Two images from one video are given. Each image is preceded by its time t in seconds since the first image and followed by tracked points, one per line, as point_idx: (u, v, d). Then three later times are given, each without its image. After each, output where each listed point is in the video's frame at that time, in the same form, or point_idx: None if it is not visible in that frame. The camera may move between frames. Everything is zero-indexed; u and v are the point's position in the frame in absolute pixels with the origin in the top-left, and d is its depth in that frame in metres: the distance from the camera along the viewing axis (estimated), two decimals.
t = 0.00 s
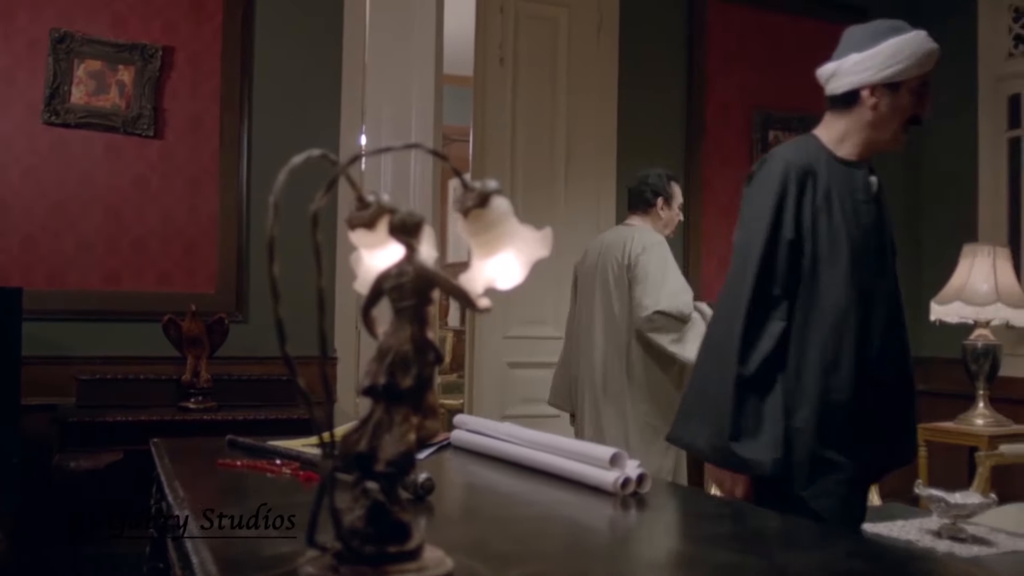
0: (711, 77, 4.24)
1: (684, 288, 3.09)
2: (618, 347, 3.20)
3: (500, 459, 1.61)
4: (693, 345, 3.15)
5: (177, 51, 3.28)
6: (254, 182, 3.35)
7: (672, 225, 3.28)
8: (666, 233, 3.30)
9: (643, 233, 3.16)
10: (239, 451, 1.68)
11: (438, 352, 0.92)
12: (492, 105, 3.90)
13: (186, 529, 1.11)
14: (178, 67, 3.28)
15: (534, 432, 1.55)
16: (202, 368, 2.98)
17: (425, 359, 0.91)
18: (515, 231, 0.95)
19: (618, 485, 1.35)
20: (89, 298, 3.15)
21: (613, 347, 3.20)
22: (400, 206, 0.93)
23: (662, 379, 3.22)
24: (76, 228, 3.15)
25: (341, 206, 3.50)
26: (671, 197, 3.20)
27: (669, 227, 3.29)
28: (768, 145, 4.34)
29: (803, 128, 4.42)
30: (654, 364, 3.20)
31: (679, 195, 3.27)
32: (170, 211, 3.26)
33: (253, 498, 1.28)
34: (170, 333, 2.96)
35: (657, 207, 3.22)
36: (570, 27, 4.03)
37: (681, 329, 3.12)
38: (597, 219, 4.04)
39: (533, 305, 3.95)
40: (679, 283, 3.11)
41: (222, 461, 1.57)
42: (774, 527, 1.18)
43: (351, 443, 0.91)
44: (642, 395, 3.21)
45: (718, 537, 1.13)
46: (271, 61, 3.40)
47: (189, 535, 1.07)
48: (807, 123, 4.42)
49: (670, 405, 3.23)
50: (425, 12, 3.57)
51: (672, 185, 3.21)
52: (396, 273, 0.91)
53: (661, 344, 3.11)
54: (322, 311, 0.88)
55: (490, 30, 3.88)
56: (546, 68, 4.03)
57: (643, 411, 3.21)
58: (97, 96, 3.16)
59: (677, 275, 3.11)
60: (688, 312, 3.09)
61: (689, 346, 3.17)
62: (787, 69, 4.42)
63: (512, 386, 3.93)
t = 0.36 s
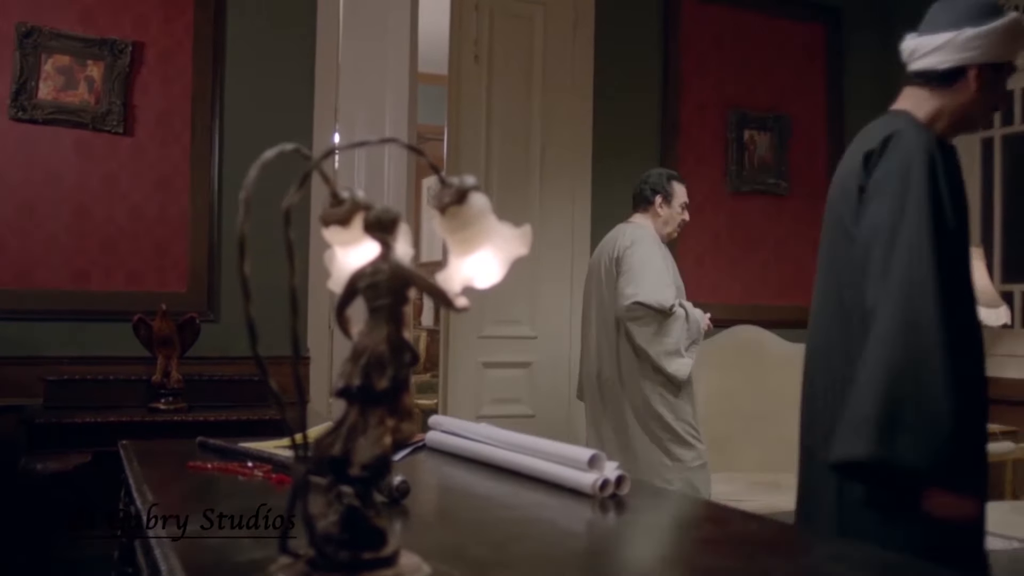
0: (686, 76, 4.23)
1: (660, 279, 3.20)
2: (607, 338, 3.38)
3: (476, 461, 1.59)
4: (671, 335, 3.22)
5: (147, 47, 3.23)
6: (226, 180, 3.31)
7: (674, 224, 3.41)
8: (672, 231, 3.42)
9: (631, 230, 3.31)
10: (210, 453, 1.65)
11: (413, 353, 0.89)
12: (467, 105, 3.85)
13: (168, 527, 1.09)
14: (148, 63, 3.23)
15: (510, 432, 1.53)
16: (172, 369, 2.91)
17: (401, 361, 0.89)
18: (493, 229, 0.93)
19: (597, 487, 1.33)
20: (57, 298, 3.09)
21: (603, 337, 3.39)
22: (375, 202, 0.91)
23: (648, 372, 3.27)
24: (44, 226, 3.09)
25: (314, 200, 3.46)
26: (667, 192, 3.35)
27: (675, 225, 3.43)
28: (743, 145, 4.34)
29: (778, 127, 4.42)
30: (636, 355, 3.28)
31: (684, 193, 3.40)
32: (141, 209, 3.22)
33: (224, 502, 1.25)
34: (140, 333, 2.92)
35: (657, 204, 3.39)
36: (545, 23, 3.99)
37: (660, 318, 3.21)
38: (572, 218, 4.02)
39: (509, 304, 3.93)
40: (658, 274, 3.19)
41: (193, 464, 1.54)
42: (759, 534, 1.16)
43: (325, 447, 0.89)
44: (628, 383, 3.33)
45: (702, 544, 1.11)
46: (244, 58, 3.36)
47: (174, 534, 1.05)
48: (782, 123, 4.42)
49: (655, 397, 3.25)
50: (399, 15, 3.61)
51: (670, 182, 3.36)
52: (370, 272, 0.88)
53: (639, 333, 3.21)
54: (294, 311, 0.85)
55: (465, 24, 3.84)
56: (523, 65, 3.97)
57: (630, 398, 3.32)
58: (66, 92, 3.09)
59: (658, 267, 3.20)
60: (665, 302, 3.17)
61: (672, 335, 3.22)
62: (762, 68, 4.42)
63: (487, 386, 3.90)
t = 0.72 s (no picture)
0: (662, 69, 4.22)
1: (666, 279, 3.15)
2: (614, 339, 3.36)
3: (452, 456, 1.56)
4: (678, 336, 3.14)
5: (117, 35, 3.17)
6: (198, 171, 3.27)
7: (687, 221, 3.31)
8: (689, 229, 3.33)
9: (641, 229, 3.27)
10: (181, 449, 1.62)
11: (391, 348, 0.87)
12: (443, 94, 3.80)
13: (168, 527, 1.06)
14: (118, 52, 3.18)
15: (487, 428, 1.51)
16: (143, 362, 2.89)
17: (377, 354, 0.86)
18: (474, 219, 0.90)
19: (576, 483, 1.31)
20: (24, 290, 3.03)
21: (611, 338, 3.37)
22: (351, 191, 0.88)
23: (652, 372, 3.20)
24: (11, 217, 3.03)
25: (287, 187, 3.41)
26: (678, 189, 3.27)
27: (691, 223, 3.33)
28: (719, 138, 4.33)
29: (755, 120, 4.41)
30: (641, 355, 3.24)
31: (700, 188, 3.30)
32: (111, 201, 3.17)
33: (196, 500, 1.22)
34: (110, 326, 2.87)
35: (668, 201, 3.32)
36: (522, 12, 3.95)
37: (667, 320, 3.14)
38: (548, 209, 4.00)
39: (484, 298, 3.90)
40: (664, 274, 3.15)
41: (164, 460, 1.50)
42: (748, 532, 1.14)
43: (300, 442, 0.86)
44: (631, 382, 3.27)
45: (689, 543, 1.09)
46: (216, 48, 3.31)
47: (177, 534, 1.02)
48: (758, 116, 4.42)
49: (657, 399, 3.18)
50: None
51: (681, 179, 3.27)
52: (346, 264, 0.86)
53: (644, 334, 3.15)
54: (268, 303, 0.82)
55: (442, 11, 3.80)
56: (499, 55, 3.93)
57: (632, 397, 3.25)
58: (33, 81, 3.03)
59: (664, 268, 3.16)
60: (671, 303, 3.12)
61: (679, 337, 3.14)
62: (739, 60, 4.41)
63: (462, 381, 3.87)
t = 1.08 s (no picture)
0: (639, 58, 4.21)
1: (687, 272, 3.10)
2: (634, 332, 3.29)
3: (429, 448, 1.54)
4: (704, 332, 3.07)
5: (87, 21, 3.12)
6: (169, 160, 3.22)
7: (708, 207, 3.25)
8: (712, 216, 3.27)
9: (659, 221, 3.22)
10: (152, 441, 1.58)
11: (367, 339, 0.84)
12: (419, 83, 3.76)
13: (168, 527, 1.02)
14: (87, 37, 3.12)
15: (465, 420, 1.48)
16: (113, 353, 2.84)
17: (354, 347, 0.83)
18: (454, 206, 0.87)
19: (557, 476, 1.29)
20: None
21: (633, 330, 3.29)
22: (326, 177, 0.85)
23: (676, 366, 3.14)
24: None
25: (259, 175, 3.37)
26: (696, 175, 3.21)
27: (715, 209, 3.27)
28: (696, 128, 4.32)
29: (731, 110, 4.40)
30: (662, 349, 3.17)
31: (721, 172, 3.23)
32: (80, 189, 3.11)
33: (167, 495, 1.19)
34: (79, 317, 2.82)
35: (687, 189, 3.27)
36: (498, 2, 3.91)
37: (690, 314, 3.08)
38: (524, 198, 3.97)
39: (461, 288, 3.87)
40: (683, 267, 3.10)
41: (134, 454, 1.47)
42: (731, 529, 1.12)
43: (274, 438, 0.84)
44: (651, 377, 3.21)
45: (672, 540, 1.06)
46: (188, 35, 3.26)
47: (177, 534, 0.99)
48: (734, 106, 4.41)
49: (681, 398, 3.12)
50: None
51: (699, 164, 3.20)
52: (322, 252, 0.83)
53: (668, 330, 3.09)
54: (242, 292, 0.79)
55: None
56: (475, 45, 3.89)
57: (653, 391, 3.19)
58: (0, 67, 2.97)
59: (683, 260, 3.11)
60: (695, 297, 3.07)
61: (705, 331, 3.07)
62: (716, 50, 4.40)
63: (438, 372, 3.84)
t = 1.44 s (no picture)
0: (612, 49, 4.19)
1: (662, 266, 3.09)
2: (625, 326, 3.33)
3: (403, 443, 1.51)
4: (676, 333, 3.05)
5: (52, 7, 3.06)
6: (137, 150, 3.17)
7: (711, 202, 3.19)
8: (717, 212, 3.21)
9: (655, 213, 3.21)
10: (118, 437, 1.54)
11: (343, 332, 0.82)
12: (392, 73, 3.74)
13: (170, 526, 0.99)
14: (53, 24, 3.06)
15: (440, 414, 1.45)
16: (81, 347, 2.79)
17: (328, 340, 0.81)
18: (432, 195, 0.85)
19: (534, 471, 1.27)
20: None
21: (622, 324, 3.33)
22: (299, 164, 0.82)
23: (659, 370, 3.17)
24: None
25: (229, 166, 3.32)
26: (696, 170, 3.16)
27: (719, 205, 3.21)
28: (671, 120, 4.30)
29: (706, 102, 4.39)
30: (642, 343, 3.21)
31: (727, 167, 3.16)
32: (47, 180, 3.06)
33: (134, 493, 1.16)
34: (46, 310, 2.77)
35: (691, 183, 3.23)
36: None
37: (661, 306, 3.09)
38: (498, 188, 3.94)
39: (434, 280, 3.84)
40: (657, 258, 3.10)
41: (101, 450, 1.43)
42: (712, 526, 1.10)
43: (246, 434, 0.81)
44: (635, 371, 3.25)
45: (651, 538, 1.04)
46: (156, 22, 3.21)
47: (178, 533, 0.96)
48: (709, 97, 4.39)
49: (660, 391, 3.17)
50: None
51: (701, 160, 3.15)
52: (294, 241, 0.80)
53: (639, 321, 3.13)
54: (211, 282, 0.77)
55: None
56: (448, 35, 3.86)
57: (634, 390, 3.24)
58: None
59: (660, 252, 3.10)
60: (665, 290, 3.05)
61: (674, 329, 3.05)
62: (689, 40, 4.38)
63: (410, 364, 3.81)
